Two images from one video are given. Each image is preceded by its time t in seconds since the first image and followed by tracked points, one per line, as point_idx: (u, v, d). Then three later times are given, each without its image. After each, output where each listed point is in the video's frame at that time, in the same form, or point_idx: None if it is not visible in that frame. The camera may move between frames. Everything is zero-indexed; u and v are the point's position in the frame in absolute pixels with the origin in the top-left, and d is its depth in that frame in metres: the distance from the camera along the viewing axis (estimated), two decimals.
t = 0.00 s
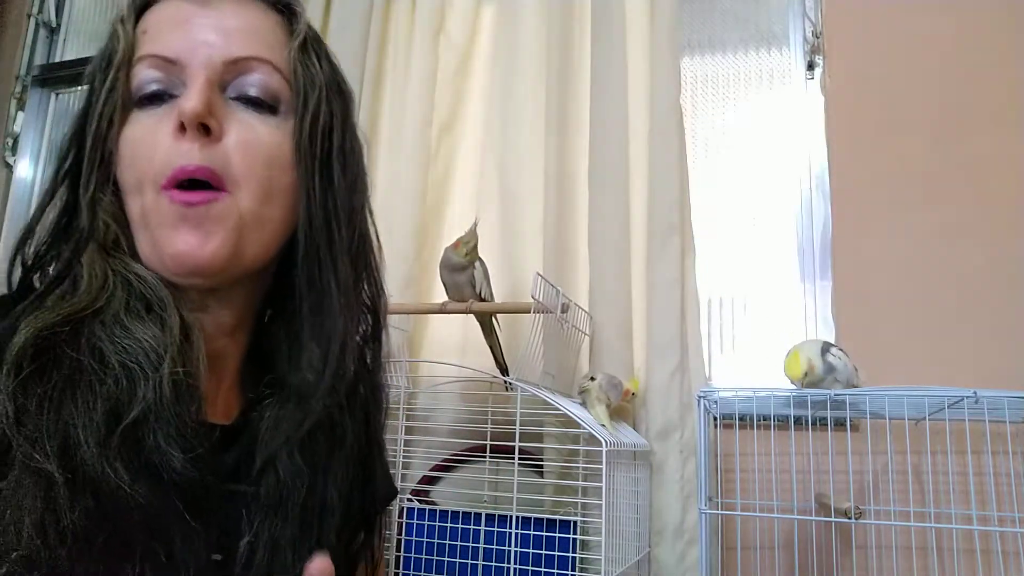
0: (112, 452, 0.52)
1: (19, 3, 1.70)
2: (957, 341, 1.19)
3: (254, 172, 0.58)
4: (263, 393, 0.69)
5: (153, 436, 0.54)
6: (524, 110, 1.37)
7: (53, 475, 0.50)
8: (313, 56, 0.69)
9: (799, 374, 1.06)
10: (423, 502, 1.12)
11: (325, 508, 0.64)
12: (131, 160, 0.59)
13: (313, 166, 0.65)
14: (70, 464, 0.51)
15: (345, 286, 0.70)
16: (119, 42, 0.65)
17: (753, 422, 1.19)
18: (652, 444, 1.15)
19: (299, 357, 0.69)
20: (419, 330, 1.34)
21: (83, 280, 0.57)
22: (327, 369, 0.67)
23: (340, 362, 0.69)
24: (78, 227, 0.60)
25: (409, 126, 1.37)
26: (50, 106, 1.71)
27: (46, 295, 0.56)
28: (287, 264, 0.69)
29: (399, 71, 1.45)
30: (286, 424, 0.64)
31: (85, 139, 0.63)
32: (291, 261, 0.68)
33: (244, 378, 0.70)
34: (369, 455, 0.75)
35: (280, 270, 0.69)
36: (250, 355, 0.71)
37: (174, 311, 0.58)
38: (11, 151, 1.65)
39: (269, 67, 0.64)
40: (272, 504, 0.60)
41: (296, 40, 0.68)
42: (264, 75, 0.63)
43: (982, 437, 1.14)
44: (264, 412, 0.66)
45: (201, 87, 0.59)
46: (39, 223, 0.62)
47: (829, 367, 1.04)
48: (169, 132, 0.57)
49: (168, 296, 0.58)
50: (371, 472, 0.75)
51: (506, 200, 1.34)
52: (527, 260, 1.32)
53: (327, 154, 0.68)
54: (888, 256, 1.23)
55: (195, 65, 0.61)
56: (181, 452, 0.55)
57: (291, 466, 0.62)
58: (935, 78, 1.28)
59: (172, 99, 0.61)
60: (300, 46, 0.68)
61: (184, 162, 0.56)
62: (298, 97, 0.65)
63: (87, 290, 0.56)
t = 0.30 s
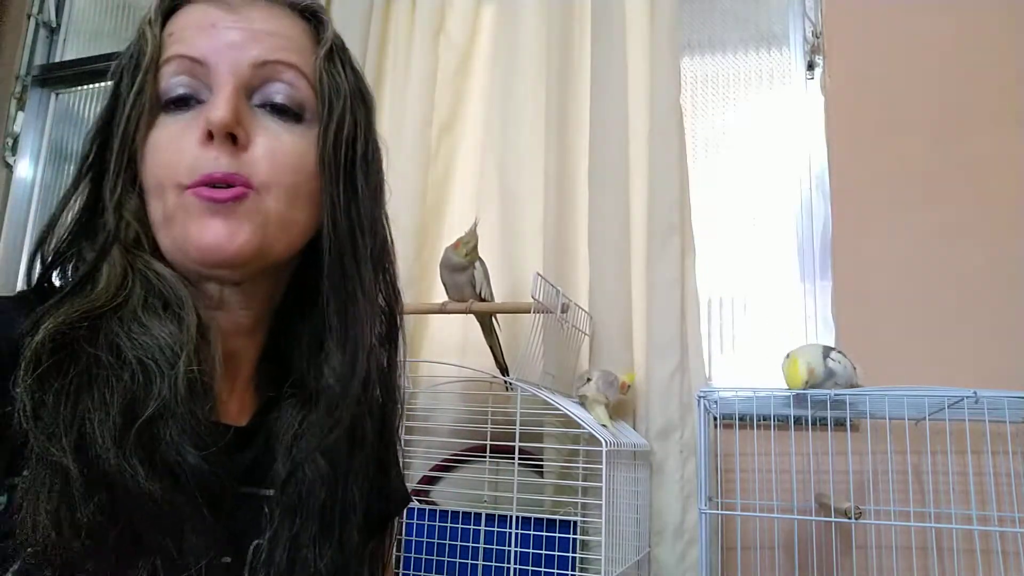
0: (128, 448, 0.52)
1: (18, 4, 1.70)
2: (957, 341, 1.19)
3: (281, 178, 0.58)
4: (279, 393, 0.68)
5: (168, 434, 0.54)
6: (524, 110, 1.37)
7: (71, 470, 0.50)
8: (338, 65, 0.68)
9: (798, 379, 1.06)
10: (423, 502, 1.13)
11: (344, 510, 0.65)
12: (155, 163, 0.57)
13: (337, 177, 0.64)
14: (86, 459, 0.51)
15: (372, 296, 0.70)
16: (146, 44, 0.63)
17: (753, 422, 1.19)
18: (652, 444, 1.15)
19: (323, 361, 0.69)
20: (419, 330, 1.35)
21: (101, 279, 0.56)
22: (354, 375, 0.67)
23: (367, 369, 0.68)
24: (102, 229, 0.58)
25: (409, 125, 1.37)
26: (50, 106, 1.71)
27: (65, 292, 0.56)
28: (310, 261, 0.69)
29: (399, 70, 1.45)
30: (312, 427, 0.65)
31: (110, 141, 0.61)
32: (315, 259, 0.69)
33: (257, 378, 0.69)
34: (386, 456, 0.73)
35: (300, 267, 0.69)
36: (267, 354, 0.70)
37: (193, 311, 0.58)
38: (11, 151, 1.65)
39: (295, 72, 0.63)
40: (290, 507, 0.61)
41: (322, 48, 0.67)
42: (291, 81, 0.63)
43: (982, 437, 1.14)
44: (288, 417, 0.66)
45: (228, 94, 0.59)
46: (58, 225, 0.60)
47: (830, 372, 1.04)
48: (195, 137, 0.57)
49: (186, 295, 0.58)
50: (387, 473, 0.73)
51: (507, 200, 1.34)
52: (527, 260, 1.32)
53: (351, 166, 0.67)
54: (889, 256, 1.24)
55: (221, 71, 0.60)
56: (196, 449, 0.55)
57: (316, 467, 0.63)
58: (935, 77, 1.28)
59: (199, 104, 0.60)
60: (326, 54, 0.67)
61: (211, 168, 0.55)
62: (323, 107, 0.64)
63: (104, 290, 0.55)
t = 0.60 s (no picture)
0: (150, 434, 0.52)
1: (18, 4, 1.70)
2: (957, 341, 1.19)
3: (292, 181, 0.58)
4: (289, 383, 0.69)
5: (187, 422, 0.54)
6: (524, 110, 1.37)
7: (95, 456, 0.50)
8: (343, 66, 0.68)
9: (797, 374, 1.07)
10: (423, 502, 1.13)
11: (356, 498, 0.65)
12: (165, 168, 0.57)
13: (343, 180, 0.64)
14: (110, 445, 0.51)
15: (380, 292, 0.70)
16: (153, 46, 0.61)
17: (753, 422, 1.19)
18: (652, 444, 1.15)
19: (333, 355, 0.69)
20: (420, 331, 1.34)
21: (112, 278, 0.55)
22: (367, 367, 0.67)
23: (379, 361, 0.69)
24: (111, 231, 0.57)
25: (409, 125, 1.37)
26: (50, 107, 1.72)
27: (78, 290, 0.55)
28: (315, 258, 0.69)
29: (399, 70, 1.45)
30: (325, 416, 0.65)
31: (121, 144, 0.60)
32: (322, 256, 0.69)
33: (266, 371, 0.68)
34: (394, 446, 0.72)
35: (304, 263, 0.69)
36: (274, 349, 0.70)
37: (208, 306, 0.58)
38: (11, 151, 1.65)
39: (303, 75, 0.63)
40: (302, 494, 0.61)
41: (328, 51, 0.66)
42: (297, 84, 0.63)
43: (982, 437, 1.14)
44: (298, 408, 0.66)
45: (237, 99, 0.59)
46: (65, 226, 0.60)
47: (829, 369, 1.04)
48: (204, 142, 0.57)
49: (201, 291, 0.57)
50: (394, 463, 0.72)
51: (507, 200, 1.34)
52: (527, 260, 1.32)
53: (357, 165, 0.66)
54: (889, 256, 1.24)
55: (230, 74, 0.60)
56: (214, 436, 0.55)
57: (330, 456, 0.63)
58: (935, 77, 1.28)
59: (207, 108, 0.60)
60: (332, 56, 0.66)
61: (222, 174, 0.55)
62: (328, 109, 0.64)
63: (118, 290, 0.55)
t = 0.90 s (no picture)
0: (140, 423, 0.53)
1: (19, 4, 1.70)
2: (957, 341, 1.18)
3: (272, 185, 0.58)
4: (280, 376, 0.68)
5: (179, 413, 0.55)
6: (524, 110, 1.37)
7: (88, 446, 0.51)
8: (324, 65, 0.66)
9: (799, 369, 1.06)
10: (423, 502, 1.13)
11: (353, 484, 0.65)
12: (150, 172, 0.57)
13: (326, 179, 0.63)
14: (102, 435, 0.52)
15: (364, 287, 0.69)
16: (134, 50, 0.61)
17: (753, 422, 1.19)
18: (652, 444, 1.15)
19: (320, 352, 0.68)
20: (419, 331, 1.34)
21: (99, 278, 0.55)
22: (353, 362, 0.67)
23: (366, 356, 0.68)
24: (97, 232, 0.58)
25: (408, 125, 1.37)
26: (50, 106, 1.72)
27: (66, 290, 0.55)
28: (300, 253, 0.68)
29: (398, 70, 1.44)
30: (316, 406, 0.65)
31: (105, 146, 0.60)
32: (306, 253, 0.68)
33: (258, 366, 0.68)
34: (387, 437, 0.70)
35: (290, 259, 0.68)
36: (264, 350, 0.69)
37: (196, 303, 0.57)
38: (11, 151, 1.65)
39: (284, 76, 0.62)
40: (301, 480, 0.62)
41: (307, 52, 0.65)
42: (279, 85, 0.62)
43: (982, 437, 1.14)
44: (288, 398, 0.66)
45: (218, 102, 0.59)
46: (52, 231, 0.59)
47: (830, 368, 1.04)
48: (187, 146, 0.57)
49: (189, 289, 0.57)
50: (388, 452, 0.70)
51: (506, 199, 1.34)
52: (527, 260, 1.32)
53: (339, 164, 0.65)
54: (889, 256, 1.23)
55: (209, 76, 0.60)
56: (207, 426, 0.56)
57: (322, 445, 0.63)
58: (935, 78, 1.28)
59: (190, 111, 0.60)
60: (312, 56, 0.65)
61: (203, 179, 0.56)
62: (309, 110, 0.63)
63: (106, 287, 0.55)
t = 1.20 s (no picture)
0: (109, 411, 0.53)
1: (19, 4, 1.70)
2: (957, 341, 1.19)
3: (265, 199, 0.58)
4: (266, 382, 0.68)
5: (153, 400, 0.55)
6: (524, 110, 1.37)
7: (58, 430, 0.51)
8: (337, 91, 0.69)
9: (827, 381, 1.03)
10: (423, 502, 1.13)
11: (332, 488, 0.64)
12: (146, 165, 0.58)
13: (325, 197, 0.65)
14: (72, 420, 0.52)
15: (353, 309, 0.72)
16: (157, 46, 0.63)
17: (753, 422, 1.19)
18: (652, 445, 1.15)
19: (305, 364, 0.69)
20: (420, 331, 1.34)
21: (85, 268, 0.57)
22: (337, 378, 0.68)
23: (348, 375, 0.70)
24: (97, 220, 0.59)
25: (408, 125, 1.37)
26: (50, 107, 1.72)
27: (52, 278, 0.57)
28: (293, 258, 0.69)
29: (399, 69, 1.45)
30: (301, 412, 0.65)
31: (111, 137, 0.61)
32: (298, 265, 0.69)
33: (240, 369, 0.68)
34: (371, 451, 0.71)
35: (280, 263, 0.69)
36: (249, 355, 0.69)
37: (175, 295, 0.58)
38: (11, 151, 1.65)
39: (295, 96, 0.64)
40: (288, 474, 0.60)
41: (323, 77, 0.67)
42: (288, 105, 0.63)
43: (982, 437, 1.14)
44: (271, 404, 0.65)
45: (228, 111, 0.59)
46: (54, 212, 0.62)
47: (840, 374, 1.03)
48: (188, 144, 0.57)
49: (170, 281, 0.57)
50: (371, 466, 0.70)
51: (506, 199, 1.34)
52: (527, 260, 1.32)
53: (340, 186, 0.68)
54: (888, 256, 1.24)
55: (224, 84, 0.61)
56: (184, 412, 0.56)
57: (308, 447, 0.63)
58: (935, 77, 1.28)
59: (197, 112, 0.60)
60: (327, 81, 0.67)
61: (198, 181, 0.55)
62: (315, 131, 0.65)
63: (90, 277, 0.56)
